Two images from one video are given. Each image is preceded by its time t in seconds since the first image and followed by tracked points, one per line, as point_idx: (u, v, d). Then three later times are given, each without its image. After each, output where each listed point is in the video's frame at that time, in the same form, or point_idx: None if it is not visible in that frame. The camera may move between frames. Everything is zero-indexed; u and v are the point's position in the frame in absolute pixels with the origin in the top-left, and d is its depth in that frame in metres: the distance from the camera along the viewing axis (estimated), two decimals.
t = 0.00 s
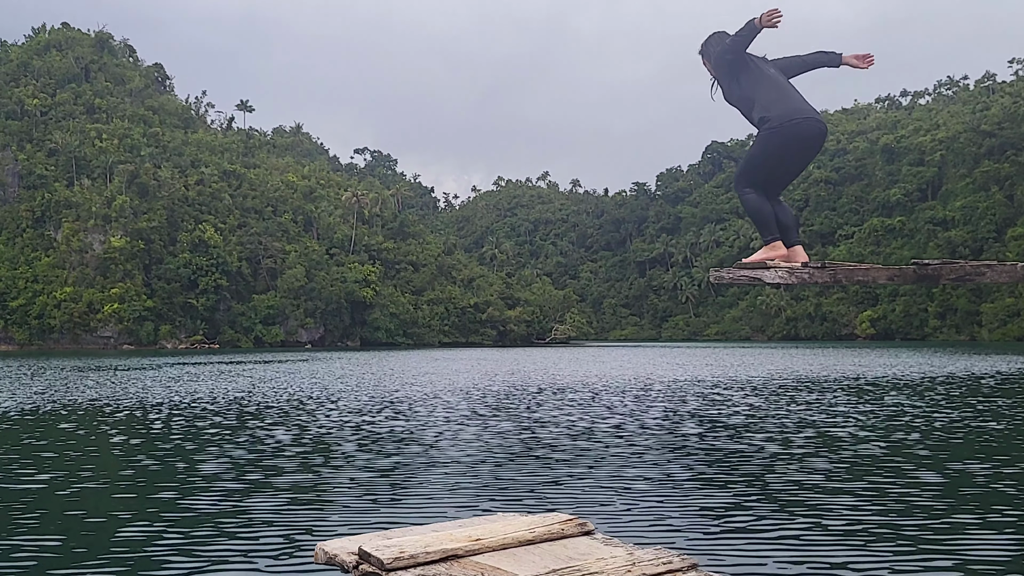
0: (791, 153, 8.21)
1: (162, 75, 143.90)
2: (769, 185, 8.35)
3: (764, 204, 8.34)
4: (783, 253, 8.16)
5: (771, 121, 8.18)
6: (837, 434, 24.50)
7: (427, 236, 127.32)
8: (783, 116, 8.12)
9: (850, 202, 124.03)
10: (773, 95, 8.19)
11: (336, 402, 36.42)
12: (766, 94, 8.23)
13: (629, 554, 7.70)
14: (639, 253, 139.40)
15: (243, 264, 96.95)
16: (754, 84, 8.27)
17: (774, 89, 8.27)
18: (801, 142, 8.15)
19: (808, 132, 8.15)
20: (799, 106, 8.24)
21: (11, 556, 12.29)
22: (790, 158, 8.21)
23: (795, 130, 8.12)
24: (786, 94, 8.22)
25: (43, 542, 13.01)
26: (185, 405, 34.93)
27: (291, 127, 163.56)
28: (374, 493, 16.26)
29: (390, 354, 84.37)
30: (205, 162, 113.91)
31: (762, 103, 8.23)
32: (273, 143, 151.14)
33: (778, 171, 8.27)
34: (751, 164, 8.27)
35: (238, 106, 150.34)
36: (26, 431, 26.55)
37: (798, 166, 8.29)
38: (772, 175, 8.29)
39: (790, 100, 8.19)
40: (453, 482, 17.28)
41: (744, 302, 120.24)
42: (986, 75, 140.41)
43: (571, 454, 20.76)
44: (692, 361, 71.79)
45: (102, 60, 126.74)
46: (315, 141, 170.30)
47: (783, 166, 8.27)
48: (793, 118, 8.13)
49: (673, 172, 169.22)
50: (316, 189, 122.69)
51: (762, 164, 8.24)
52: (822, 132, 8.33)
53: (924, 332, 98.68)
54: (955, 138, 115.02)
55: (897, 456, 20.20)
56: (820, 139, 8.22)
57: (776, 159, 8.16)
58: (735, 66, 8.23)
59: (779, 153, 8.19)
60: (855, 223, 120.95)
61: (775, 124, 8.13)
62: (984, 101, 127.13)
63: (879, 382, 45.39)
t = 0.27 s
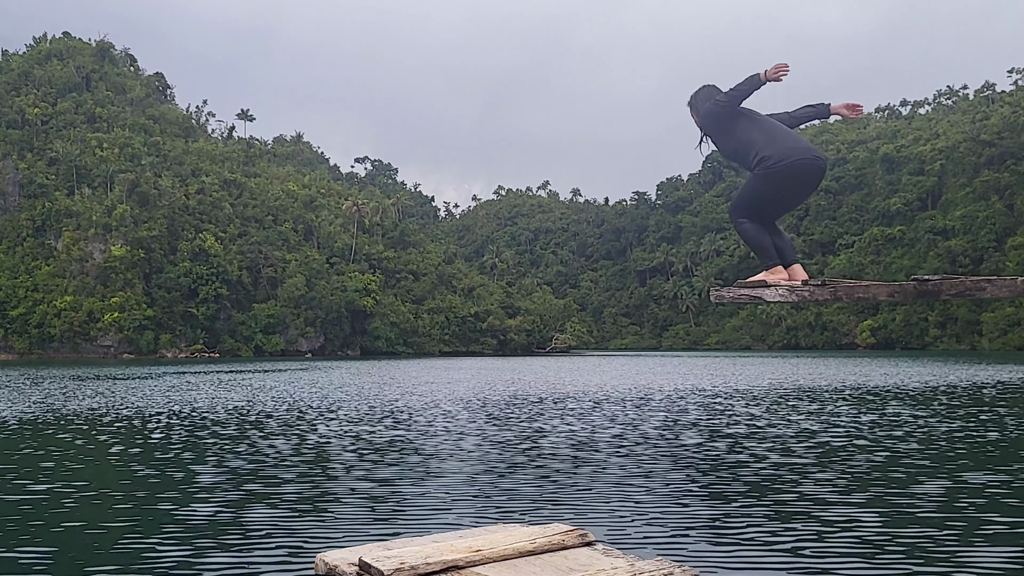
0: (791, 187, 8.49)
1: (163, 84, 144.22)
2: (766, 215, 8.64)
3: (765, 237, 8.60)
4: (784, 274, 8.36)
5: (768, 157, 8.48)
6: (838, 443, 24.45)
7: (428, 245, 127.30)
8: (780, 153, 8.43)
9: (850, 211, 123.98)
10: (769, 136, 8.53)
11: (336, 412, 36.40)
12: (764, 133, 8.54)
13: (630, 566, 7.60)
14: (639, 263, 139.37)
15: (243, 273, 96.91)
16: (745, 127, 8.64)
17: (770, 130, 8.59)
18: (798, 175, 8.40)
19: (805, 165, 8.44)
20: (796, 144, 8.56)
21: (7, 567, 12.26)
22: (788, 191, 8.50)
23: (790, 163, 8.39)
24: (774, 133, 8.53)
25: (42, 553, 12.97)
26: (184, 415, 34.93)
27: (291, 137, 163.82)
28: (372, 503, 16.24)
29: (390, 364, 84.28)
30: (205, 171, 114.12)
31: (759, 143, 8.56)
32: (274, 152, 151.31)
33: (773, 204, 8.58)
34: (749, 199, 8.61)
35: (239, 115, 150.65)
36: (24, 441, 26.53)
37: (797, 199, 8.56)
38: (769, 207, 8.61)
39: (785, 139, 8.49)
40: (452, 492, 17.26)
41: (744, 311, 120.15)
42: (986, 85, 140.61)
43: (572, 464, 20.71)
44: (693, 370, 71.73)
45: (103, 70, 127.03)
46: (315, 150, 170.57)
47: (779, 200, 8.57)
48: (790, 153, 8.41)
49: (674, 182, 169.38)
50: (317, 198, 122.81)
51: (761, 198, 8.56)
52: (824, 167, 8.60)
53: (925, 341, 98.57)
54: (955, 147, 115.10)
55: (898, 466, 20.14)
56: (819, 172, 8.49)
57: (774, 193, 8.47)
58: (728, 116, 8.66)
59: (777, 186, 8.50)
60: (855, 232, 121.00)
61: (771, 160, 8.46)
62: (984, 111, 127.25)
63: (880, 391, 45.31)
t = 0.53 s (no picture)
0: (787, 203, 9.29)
1: (163, 91, 144.41)
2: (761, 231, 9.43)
3: (763, 252, 9.36)
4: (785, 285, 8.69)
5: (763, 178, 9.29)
6: (839, 451, 24.52)
7: (428, 252, 127.27)
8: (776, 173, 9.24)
9: (851, 218, 123.90)
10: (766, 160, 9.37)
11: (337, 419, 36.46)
12: (757, 158, 9.40)
13: None
14: (640, 270, 139.34)
15: (244, 280, 96.85)
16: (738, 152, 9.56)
17: (762, 153, 9.47)
18: (788, 191, 9.22)
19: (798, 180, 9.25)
20: (786, 163, 9.44)
21: (12, 574, 12.33)
22: (784, 205, 9.28)
23: (782, 179, 9.23)
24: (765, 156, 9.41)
25: (45, 560, 13.03)
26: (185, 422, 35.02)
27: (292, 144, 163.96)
28: (375, 510, 16.31)
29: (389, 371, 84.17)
30: (206, 178, 114.23)
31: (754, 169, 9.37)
32: (274, 159, 151.38)
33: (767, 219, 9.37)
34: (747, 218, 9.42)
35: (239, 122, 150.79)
36: (27, 448, 26.63)
37: (793, 215, 9.36)
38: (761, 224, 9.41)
39: (774, 160, 9.38)
40: (454, 499, 17.35)
41: (745, 318, 120.11)
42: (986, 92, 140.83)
43: (573, 471, 20.79)
44: (693, 377, 71.69)
45: (104, 77, 127.11)
46: (316, 157, 170.74)
47: (774, 215, 9.36)
48: (780, 172, 9.25)
49: (674, 189, 169.54)
50: (317, 205, 122.87)
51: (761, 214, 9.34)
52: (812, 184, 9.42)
53: (925, 348, 98.54)
54: (955, 155, 115.24)
55: (900, 473, 20.20)
56: (808, 187, 9.30)
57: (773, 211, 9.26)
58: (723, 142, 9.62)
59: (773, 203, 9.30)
60: (855, 239, 120.97)
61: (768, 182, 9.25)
62: (983, 118, 127.42)
63: (881, 398, 45.34)
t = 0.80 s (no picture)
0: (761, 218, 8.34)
1: (165, 101, 144.66)
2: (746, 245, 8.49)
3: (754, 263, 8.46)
4: (784, 286, 8.33)
5: (735, 192, 8.30)
6: (841, 462, 24.22)
7: (429, 261, 127.23)
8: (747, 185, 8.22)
9: (851, 228, 123.90)
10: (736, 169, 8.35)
11: (336, 429, 36.22)
12: (727, 169, 8.36)
13: None
14: (640, 279, 139.29)
15: (244, 289, 96.75)
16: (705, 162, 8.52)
17: (734, 162, 8.41)
18: (765, 203, 8.25)
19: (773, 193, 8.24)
20: (760, 172, 8.36)
21: None
22: (763, 220, 8.34)
23: (757, 194, 8.22)
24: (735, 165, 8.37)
25: None
26: (183, 432, 34.71)
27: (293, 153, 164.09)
28: (371, 524, 16.00)
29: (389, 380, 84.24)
30: (207, 188, 114.27)
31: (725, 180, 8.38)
32: (275, 169, 151.62)
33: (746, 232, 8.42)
34: (722, 234, 8.49)
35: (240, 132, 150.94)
36: (20, 460, 26.32)
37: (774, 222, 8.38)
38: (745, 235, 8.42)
39: (748, 168, 8.32)
40: (453, 512, 17.03)
41: (745, 328, 119.95)
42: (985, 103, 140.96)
43: (573, 484, 20.54)
44: (694, 387, 71.59)
45: (105, 86, 127.27)
46: (316, 167, 170.90)
47: (756, 228, 8.41)
48: (753, 185, 8.23)
49: (674, 199, 169.74)
50: (318, 215, 122.93)
51: (735, 232, 8.41)
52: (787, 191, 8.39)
53: (926, 359, 98.32)
54: (955, 166, 115.27)
55: (906, 486, 19.87)
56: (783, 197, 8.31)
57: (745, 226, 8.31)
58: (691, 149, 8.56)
59: (747, 219, 8.36)
60: (855, 249, 120.98)
61: (740, 195, 8.26)
62: (983, 128, 127.53)
63: (882, 409, 45.13)
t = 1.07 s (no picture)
0: (715, 232, 9.03)
1: (166, 111, 144.94)
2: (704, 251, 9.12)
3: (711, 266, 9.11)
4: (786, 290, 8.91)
5: (694, 205, 9.05)
6: (842, 472, 24.23)
7: (429, 271, 127.31)
8: (703, 201, 8.99)
9: (851, 238, 123.89)
10: (694, 183, 9.09)
11: (336, 438, 36.25)
12: (692, 182, 9.11)
13: None
14: (640, 289, 139.48)
15: (244, 299, 96.68)
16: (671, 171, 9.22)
17: (697, 176, 9.15)
18: (721, 220, 9.02)
19: (726, 211, 9.00)
20: (716, 192, 9.16)
21: None
22: (719, 230, 9.04)
23: (718, 209, 9.00)
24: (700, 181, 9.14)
25: None
26: (184, 442, 34.71)
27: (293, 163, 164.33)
28: (372, 533, 16.02)
29: (389, 389, 84.21)
30: (207, 197, 114.29)
31: (683, 191, 9.15)
32: (276, 178, 151.86)
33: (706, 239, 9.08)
34: (688, 239, 9.12)
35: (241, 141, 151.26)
36: (21, 469, 26.32)
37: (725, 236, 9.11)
38: (705, 241, 9.08)
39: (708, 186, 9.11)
40: (453, 522, 17.04)
41: (745, 338, 119.94)
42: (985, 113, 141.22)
43: (574, 493, 20.54)
44: (695, 397, 71.57)
45: (106, 96, 127.54)
46: (317, 176, 170.99)
47: (712, 237, 9.10)
48: (714, 201, 9.01)
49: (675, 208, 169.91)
50: (318, 224, 123.03)
51: (697, 239, 9.08)
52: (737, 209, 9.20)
53: (926, 368, 98.27)
54: (955, 176, 115.38)
55: (906, 495, 19.90)
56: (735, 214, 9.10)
57: (700, 242, 9.02)
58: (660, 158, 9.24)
59: (707, 228, 9.05)
60: (855, 259, 120.89)
61: (697, 210, 9.02)
62: (983, 138, 127.69)
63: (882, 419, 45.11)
